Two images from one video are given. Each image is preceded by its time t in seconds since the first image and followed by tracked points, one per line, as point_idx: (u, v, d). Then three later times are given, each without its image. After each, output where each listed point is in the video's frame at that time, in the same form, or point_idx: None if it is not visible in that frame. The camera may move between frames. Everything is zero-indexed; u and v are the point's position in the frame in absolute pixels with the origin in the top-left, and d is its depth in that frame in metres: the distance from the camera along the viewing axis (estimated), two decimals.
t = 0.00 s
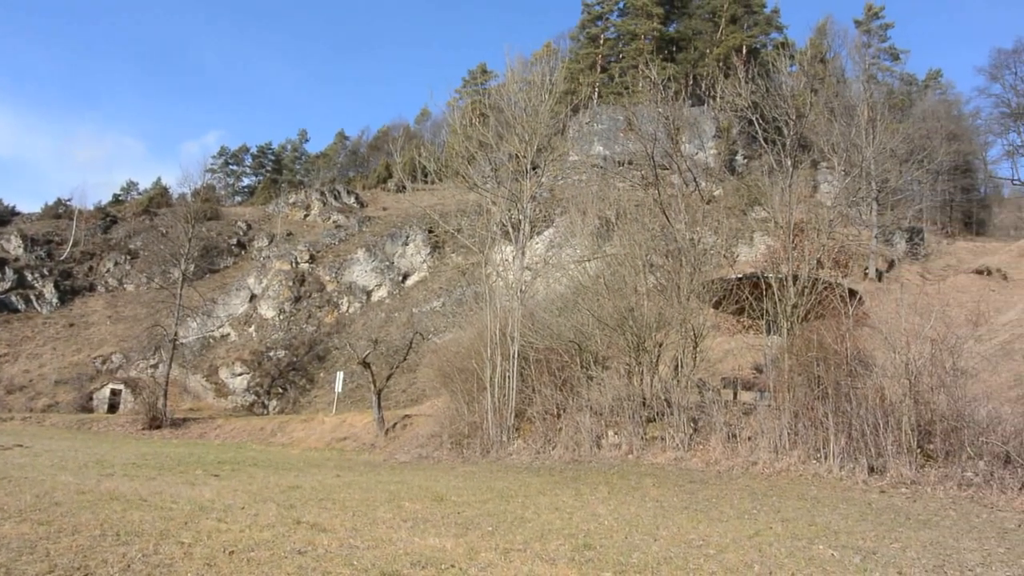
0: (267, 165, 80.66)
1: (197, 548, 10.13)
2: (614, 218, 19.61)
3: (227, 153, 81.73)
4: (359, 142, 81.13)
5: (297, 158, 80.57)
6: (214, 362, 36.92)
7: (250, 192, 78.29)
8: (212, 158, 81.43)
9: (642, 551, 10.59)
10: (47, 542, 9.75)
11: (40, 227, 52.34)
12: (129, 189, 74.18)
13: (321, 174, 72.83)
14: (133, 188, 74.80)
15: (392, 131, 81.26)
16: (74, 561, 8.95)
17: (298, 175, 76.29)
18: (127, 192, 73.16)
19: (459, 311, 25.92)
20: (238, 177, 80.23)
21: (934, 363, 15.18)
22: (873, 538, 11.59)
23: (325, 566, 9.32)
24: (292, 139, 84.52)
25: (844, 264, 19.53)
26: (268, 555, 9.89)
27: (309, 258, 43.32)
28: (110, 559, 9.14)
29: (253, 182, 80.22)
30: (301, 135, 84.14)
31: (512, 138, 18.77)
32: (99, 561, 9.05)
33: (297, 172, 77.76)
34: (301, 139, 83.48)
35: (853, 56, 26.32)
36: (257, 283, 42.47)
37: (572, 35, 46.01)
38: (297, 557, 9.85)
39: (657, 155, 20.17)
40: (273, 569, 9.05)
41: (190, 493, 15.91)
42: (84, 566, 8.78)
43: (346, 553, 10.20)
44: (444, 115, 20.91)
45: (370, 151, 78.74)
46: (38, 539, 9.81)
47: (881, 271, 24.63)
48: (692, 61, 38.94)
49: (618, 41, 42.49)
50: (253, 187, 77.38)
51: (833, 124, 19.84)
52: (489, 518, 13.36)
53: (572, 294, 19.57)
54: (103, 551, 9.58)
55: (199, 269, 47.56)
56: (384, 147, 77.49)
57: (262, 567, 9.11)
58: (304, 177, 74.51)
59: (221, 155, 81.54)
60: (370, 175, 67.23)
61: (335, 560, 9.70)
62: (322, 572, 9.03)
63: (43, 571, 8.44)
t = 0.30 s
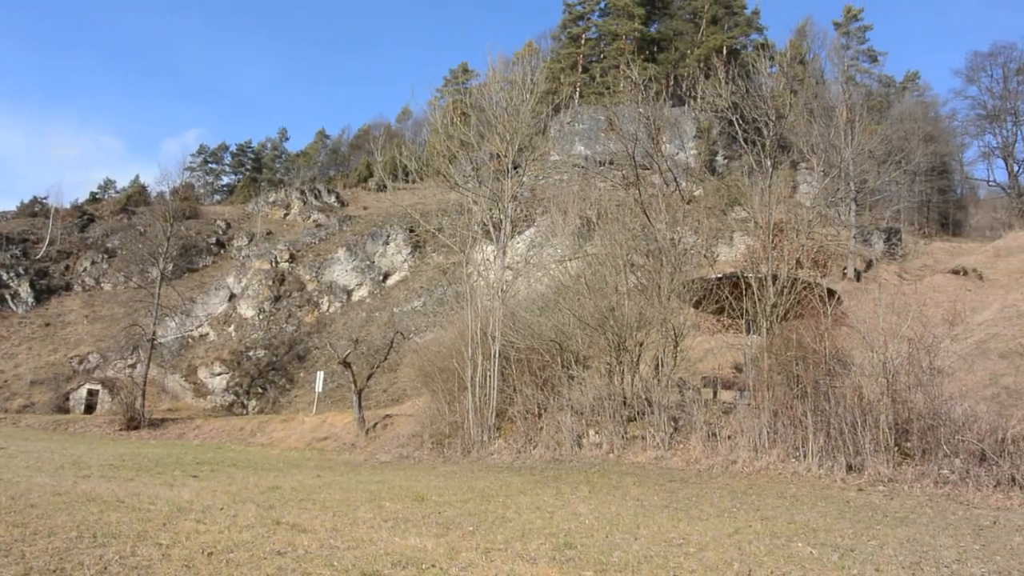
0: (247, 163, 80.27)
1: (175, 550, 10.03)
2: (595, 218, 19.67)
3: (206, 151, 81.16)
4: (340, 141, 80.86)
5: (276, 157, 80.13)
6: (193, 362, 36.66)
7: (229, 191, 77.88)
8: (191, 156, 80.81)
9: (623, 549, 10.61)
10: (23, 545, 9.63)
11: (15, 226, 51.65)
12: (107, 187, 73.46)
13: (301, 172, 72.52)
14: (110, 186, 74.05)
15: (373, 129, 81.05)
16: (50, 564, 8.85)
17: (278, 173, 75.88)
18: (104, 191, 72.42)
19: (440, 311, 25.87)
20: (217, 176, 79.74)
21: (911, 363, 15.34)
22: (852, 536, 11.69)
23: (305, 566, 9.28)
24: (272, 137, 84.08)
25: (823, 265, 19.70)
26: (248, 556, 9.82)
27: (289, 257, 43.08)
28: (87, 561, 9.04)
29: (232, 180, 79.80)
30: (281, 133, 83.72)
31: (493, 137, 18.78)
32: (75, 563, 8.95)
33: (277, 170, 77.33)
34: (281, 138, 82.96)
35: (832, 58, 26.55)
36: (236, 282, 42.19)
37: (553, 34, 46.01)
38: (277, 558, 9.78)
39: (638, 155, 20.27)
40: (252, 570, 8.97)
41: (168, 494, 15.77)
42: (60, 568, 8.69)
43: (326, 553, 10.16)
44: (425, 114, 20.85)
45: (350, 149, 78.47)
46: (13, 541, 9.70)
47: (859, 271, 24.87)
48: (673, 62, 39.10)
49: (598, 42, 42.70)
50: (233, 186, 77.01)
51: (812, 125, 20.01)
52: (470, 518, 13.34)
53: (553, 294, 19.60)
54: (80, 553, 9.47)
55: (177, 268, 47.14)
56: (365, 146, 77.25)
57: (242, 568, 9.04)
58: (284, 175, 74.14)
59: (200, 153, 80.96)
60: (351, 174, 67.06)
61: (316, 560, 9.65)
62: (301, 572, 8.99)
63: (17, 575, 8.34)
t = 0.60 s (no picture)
0: (225, 162, 79.74)
1: (152, 551, 9.94)
2: (575, 218, 19.72)
3: (184, 149, 80.49)
4: (319, 139, 80.56)
5: (256, 155, 79.65)
6: (171, 362, 36.36)
7: (208, 189, 77.46)
8: (169, 154, 80.13)
9: (603, 548, 10.63)
10: None
11: None
12: (83, 185, 72.65)
13: (281, 171, 72.24)
14: (87, 184, 73.24)
15: (354, 127, 80.85)
16: (23, 567, 8.73)
17: (257, 172, 75.47)
18: (80, 189, 71.59)
19: (420, 311, 25.79)
20: (195, 174, 79.18)
21: (889, 362, 15.49)
22: (829, 533, 11.79)
23: (284, 566, 9.24)
24: (251, 135, 83.64)
25: (801, 264, 19.86)
26: (226, 557, 9.75)
27: (269, 256, 42.85)
28: (62, 563, 8.94)
29: (210, 178, 79.32)
30: (261, 131, 83.27)
31: (474, 137, 18.78)
32: (49, 566, 8.84)
33: (257, 169, 76.86)
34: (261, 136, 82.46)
35: (812, 59, 26.78)
36: (215, 282, 41.91)
37: (534, 34, 46.02)
38: (256, 559, 9.72)
39: (618, 155, 20.37)
40: (229, 572, 8.90)
41: (145, 495, 15.62)
42: (34, 571, 8.59)
43: (305, 553, 10.12)
44: (405, 112, 20.79)
45: (331, 148, 78.19)
46: None
47: (838, 271, 25.11)
48: (653, 62, 39.25)
49: (579, 42, 42.67)
50: (211, 184, 76.61)
51: (791, 126, 20.17)
52: (450, 518, 13.31)
53: (533, 293, 19.64)
54: (55, 555, 9.35)
55: (155, 267, 46.71)
56: (346, 145, 77.01)
57: (219, 570, 8.97)
58: (264, 174, 73.78)
59: (178, 151, 80.30)
60: (331, 172, 66.99)
61: (295, 561, 9.59)
62: (280, 573, 8.94)
63: None
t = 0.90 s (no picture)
0: (204, 160, 79.12)
1: (129, 553, 9.83)
2: (556, 217, 19.74)
3: (161, 147, 79.73)
4: (299, 138, 80.15)
5: (235, 153, 79.11)
6: (148, 361, 36.03)
7: (186, 187, 76.86)
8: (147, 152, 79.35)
9: (583, 547, 10.65)
10: None
11: None
12: (58, 183, 71.73)
13: (260, 169, 71.84)
14: (62, 182, 72.34)
15: (334, 126, 80.57)
16: None
17: (236, 170, 75.00)
18: (56, 186, 70.69)
19: (401, 310, 25.68)
20: (173, 172, 78.52)
21: (866, 361, 15.61)
22: (807, 531, 11.88)
23: (262, 567, 9.17)
24: (231, 134, 83.11)
25: (779, 264, 20.00)
26: (204, 559, 9.66)
27: (247, 255, 42.54)
28: (36, 566, 8.81)
29: (188, 177, 78.73)
30: (240, 129, 82.73)
31: (454, 136, 18.76)
32: (23, 568, 8.71)
33: (235, 167, 76.32)
34: (240, 134, 81.90)
35: (792, 61, 26.91)
36: (193, 281, 41.59)
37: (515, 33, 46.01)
38: (235, 560, 9.64)
39: (599, 155, 20.45)
40: (206, 573, 8.81)
41: (122, 496, 15.46)
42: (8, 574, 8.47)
43: (284, 554, 10.05)
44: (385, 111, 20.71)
45: (311, 146, 77.83)
46: None
47: (816, 271, 25.30)
48: (633, 62, 39.38)
49: (559, 41, 42.36)
50: (189, 183, 76.07)
51: (771, 127, 20.31)
52: (430, 518, 13.27)
53: (514, 293, 19.65)
54: (29, 558, 9.22)
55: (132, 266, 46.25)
56: (325, 143, 76.63)
57: (196, 572, 8.88)
58: (243, 172, 73.35)
59: (156, 148, 79.57)
60: (310, 171, 66.78)
61: (274, 562, 9.52)
62: (258, 574, 8.86)
63: None
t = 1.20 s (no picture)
0: (182, 158, 78.42)
1: (105, 555, 9.73)
2: (536, 217, 19.77)
3: (139, 144, 78.92)
4: (278, 136, 79.71)
5: (213, 152, 78.49)
6: (125, 361, 35.68)
7: (163, 186, 76.17)
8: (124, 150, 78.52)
9: (563, 546, 10.67)
10: None
11: None
12: (33, 181, 70.78)
13: (239, 168, 71.39)
14: (37, 179, 71.38)
15: (314, 124, 80.22)
16: None
17: (214, 168, 74.45)
18: (30, 184, 69.75)
19: (380, 310, 25.61)
20: (151, 170, 77.78)
21: (843, 360, 15.70)
22: (786, 529, 11.95)
23: (239, 569, 9.10)
24: (209, 132, 82.51)
25: (758, 264, 20.14)
26: (181, 560, 9.57)
27: (226, 254, 42.23)
28: (9, 569, 8.69)
29: (166, 175, 78.04)
30: (219, 127, 82.15)
31: (435, 135, 18.73)
32: None
33: (214, 165, 75.75)
34: (219, 132, 81.29)
35: (769, 62, 27.13)
36: (170, 280, 41.25)
37: (496, 33, 46.02)
38: (213, 561, 9.57)
39: (579, 155, 20.53)
40: None
41: (99, 498, 15.28)
42: None
43: (263, 555, 9.99)
44: (365, 110, 20.63)
45: (290, 145, 77.41)
46: None
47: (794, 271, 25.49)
48: (614, 62, 39.48)
49: (540, 41, 42.61)
50: (167, 181, 75.42)
51: (750, 127, 20.43)
52: (410, 518, 13.24)
53: (493, 292, 19.66)
54: (2, 560, 9.09)
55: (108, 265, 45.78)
56: (305, 142, 76.24)
57: (173, 573, 8.80)
58: (221, 171, 72.87)
59: (133, 146, 78.80)
60: (289, 171, 66.49)
61: (252, 563, 9.45)
62: None
63: None
